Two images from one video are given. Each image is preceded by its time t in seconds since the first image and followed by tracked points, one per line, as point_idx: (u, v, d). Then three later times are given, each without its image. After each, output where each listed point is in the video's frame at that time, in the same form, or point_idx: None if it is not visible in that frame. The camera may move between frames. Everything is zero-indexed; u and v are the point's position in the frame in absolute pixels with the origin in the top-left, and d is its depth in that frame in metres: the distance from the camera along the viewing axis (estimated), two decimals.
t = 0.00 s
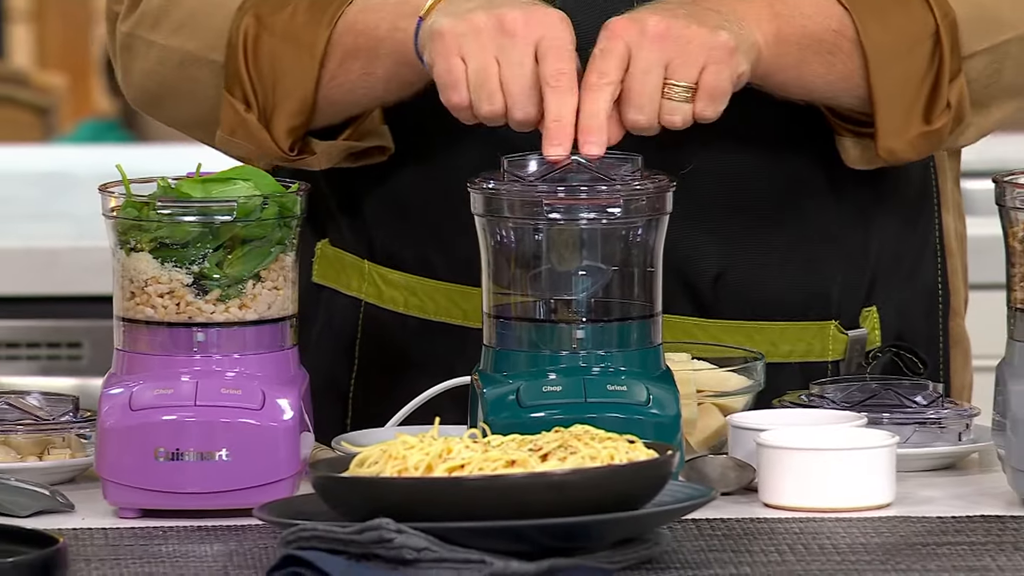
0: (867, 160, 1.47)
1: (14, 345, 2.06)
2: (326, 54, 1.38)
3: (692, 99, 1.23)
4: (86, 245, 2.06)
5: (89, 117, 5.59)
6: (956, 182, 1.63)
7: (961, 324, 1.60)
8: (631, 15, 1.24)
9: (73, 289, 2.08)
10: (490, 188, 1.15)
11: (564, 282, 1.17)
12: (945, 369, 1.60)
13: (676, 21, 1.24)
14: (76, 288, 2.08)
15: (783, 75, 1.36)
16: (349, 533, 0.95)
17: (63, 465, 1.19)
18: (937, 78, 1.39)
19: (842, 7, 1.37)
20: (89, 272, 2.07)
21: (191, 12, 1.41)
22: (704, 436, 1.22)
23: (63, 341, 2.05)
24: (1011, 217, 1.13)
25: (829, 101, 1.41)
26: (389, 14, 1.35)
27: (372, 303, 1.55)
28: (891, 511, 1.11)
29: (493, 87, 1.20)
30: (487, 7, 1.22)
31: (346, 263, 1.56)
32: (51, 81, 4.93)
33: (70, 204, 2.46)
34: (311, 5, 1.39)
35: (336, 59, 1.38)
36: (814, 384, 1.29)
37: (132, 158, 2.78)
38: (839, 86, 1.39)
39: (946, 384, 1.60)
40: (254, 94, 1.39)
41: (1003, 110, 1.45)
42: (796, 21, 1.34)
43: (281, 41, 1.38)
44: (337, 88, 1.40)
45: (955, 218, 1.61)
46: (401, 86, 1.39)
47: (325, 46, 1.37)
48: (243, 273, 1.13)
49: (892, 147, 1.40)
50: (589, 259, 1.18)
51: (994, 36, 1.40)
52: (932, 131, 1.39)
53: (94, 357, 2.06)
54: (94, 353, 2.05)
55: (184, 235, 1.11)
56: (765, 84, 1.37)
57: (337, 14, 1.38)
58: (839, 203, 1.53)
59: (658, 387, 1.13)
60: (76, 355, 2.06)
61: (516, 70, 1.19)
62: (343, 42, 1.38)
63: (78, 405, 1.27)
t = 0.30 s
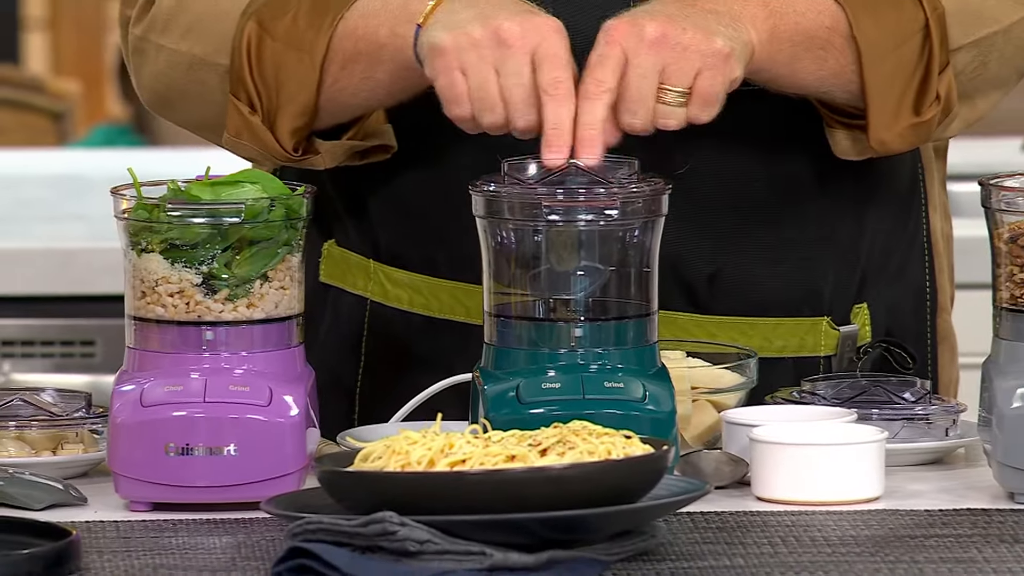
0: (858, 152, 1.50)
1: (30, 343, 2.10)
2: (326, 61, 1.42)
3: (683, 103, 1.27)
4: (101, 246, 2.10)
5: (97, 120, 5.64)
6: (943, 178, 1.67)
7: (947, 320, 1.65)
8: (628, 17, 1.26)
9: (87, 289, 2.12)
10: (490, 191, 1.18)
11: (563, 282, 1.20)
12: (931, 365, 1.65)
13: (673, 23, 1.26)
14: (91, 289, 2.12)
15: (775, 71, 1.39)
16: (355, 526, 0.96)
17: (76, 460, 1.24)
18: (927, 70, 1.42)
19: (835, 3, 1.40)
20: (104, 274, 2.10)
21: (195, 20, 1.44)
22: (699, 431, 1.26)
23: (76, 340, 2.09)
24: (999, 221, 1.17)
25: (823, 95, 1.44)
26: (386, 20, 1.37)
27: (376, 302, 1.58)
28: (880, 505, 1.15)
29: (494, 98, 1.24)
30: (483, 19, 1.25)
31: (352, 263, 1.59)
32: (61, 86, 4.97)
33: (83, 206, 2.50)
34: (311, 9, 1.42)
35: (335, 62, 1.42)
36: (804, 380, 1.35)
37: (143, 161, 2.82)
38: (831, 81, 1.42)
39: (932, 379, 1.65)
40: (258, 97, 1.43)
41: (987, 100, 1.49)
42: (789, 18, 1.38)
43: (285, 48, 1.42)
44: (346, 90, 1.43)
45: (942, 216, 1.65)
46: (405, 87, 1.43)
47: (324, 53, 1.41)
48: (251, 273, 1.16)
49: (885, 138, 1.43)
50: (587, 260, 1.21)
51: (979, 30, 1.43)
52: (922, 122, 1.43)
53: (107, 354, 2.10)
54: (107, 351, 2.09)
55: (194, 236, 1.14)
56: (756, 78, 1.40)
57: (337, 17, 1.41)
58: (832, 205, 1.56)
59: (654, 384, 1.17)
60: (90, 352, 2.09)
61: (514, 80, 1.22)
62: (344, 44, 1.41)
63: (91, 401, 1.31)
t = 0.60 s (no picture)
0: (861, 155, 1.50)
1: (32, 343, 2.11)
2: (318, 62, 1.42)
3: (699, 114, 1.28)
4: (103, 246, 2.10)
5: (100, 121, 5.65)
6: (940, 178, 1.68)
7: (944, 321, 1.66)
8: (638, 30, 1.27)
9: (88, 289, 2.12)
10: (490, 192, 1.19)
11: (563, 281, 1.21)
12: (928, 364, 1.66)
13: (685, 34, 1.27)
14: (92, 289, 2.12)
15: (782, 75, 1.40)
16: (355, 525, 0.97)
17: (78, 458, 1.24)
18: (929, 74, 1.43)
19: (838, 8, 1.41)
20: (107, 273, 2.11)
21: (194, 24, 1.46)
22: (698, 430, 1.27)
23: (78, 339, 2.10)
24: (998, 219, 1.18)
25: (826, 97, 1.45)
26: (376, 21, 1.37)
27: (375, 302, 1.59)
28: (877, 503, 1.15)
29: (472, 109, 1.25)
30: (464, 27, 1.25)
31: (352, 264, 1.60)
32: (63, 87, 4.99)
33: (86, 206, 2.50)
34: (303, 14, 1.42)
35: (327, 64, 1.42)
36: (804, 379, 1.36)
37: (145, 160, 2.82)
38: (835, 84, 1.43)
39: (930, 378, 1.66)
40: (253, 99, 1.43)
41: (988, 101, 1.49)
42: (794, 21, 1.39)
43: (279, 49, 1.42)
44: (338, 91, 1.43)
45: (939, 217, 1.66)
46: (394, 88, 1.43)
47: (316, 54, 1.41)
48: (252, 273, 1.17)
49: (887, 142, 1.44)
50: (586, 260, 1.22)
51: (980, 33, 1.43)
52: (924, 125, 1.43)
53: (109, 354, 2.11)
54: (109, 350, 2.10)
55: (196, 237, 1.15)
56: (764, 81, 1.41)
57: (328, 19, 1.41)
58: (830, 207, 1.57)
59: (653, 383, 1.17)
60: (91, 352, 2.11)
61: (493, 91, 1.23)
62: (336, 46, 1.41)
63: (93, 400, 1.32)
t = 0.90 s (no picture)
0: (862, 156, 1.50)
1: (33, 343, 2.11)
2: (318, 62, 1.42)
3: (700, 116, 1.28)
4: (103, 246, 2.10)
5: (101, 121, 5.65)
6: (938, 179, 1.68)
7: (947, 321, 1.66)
8: (639, 32, 1.27)
9: (88, 289, 2.12)
10: (490, 192, 1.19)
11: (563, 281, 1.21)
12: (928, 363, 1.66)
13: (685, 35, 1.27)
14: (92, 288, 2.12)
15: (784, 76, 1.41)
16: (355, 525, 0.97)
17: (78, 458, 1.24)
18: (929, 75, 1.43)
19: (841, 10, 1.41)
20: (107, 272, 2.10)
21: (193, 22, 1.46)
22: (698, 430, 1.27)
23: (78, 339, 2.10)
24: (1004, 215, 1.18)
25: (827, 99, 1.45)
26: (378, 21, 1.37)
27: (375, 299, 1.59)
28: (877, 503, 1.16)
29: (473, 111, 1.25)
30: (467, 28, 1.25)
31: (351, 262, 1.60)
32: (64, 87, 4.99)
33: (86, 206, 2.50)
34: (303, 13, 1.42)
35: (328, 64, 1.42)
36: (804, 379, 1.36)
37: (145, 160, 2.82)
38: (836, 86, 1.43)
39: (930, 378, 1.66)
40: (253, 97, 1.43)
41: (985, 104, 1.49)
42: (795, 23, 1.39)
43: (279, 49, 1.42)
44: (339, 90, 1.43)
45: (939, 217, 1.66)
46: (395, 88, 1.43)
47: (316, 54, 1.41)
48: (252, 273, 1.17)
49: (888, 143, 1.44)
50: (586, 260, 1.22)
51: (980, 34, 1.43)
52: (925, 127, 1.43)
53: (109, 354, 2.11)
54: (109, 350, 2.10)
55: (196, 237, 1.15)
56: (765, 83, 1.41)
57: (329, 18, 1.41)
58: (830, 206, 1.57)
59: (653, 383, 1.17)
60: (91, 352, 2.11)
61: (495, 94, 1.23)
62: (337, 46, 1.41)
63: (93, 400, 1.32)
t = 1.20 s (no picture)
0: (865, 158, 1.49)
1: (33, 343, 2.11)
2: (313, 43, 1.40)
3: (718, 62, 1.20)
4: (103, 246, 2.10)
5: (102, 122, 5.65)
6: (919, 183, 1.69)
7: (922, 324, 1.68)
8: None
9: (88, 289, 2.12)
10: (490, 192, 1.19)
11: (563, 281, 1.21)
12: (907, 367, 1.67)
13: None
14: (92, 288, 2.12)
15: (801, 71, 1.38)
16: (355, 525, 0.97)
17: (78, 458, 1.25)
18: (939, 79, 1.41)
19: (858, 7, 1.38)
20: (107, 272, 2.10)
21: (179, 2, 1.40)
22: (697, 431, 1.27)
23: (78, 340, 2.10)
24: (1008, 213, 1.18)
25: (834, 97, 1.43)
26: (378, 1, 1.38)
27: (359, 290, 1.59)
28: (877, 503, 1.16)
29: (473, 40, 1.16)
30: None
31: (335, 252, 1.60)
32: (65, 87, 4.99)
33: (86, 206, 2.50)
34: None
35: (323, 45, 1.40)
36: (803, 380, 1.36)
37: (146, 160, 2.82)
38: (848, 84, 1.41)
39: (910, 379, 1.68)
40: (242, 77, 1.40)
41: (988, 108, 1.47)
42: (815, 18, 1.36)
43: (274, 27, 1.40)
44: (330, 74, 1.41)
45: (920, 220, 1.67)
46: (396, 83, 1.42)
47: (311, 33, 1.39)
48: (252, 273, 1.17)
49: (892, 143, 1.42)
50: (586, 260, 1.22)
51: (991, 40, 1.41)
52: (930, 130, 1.42)
53: (109, 354, 2.11)
54: (109, 350, 2.10)
55: (196, 237, 1.15)
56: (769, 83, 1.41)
57: (325, 1, 1.40)
58: (822, 205, 1.57)
59: (653, 383, 1.17)
60: (91, 352, 2.11)
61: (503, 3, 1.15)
62: (333, 28, 1.39)
63: (93, 400, 1.32)
